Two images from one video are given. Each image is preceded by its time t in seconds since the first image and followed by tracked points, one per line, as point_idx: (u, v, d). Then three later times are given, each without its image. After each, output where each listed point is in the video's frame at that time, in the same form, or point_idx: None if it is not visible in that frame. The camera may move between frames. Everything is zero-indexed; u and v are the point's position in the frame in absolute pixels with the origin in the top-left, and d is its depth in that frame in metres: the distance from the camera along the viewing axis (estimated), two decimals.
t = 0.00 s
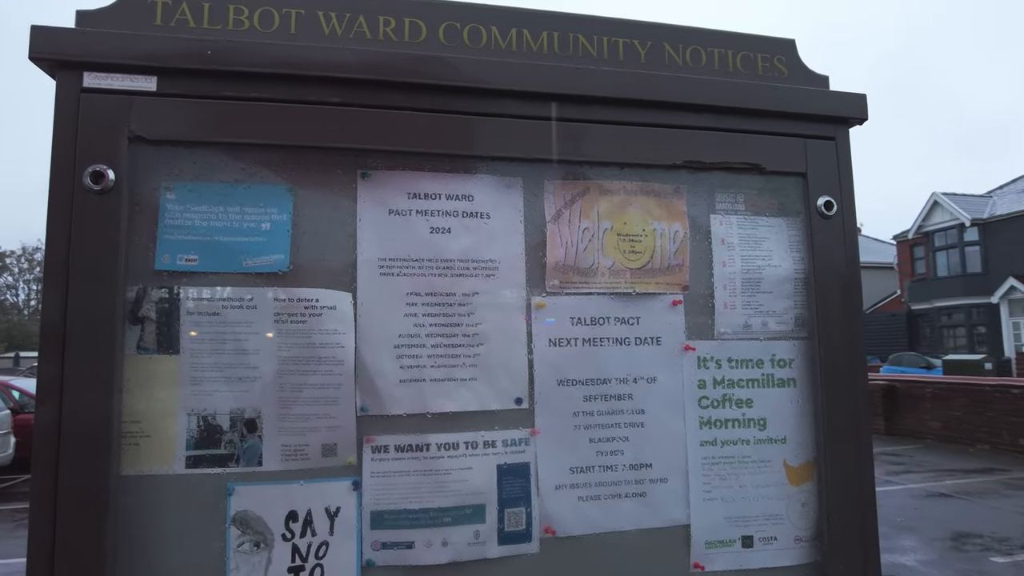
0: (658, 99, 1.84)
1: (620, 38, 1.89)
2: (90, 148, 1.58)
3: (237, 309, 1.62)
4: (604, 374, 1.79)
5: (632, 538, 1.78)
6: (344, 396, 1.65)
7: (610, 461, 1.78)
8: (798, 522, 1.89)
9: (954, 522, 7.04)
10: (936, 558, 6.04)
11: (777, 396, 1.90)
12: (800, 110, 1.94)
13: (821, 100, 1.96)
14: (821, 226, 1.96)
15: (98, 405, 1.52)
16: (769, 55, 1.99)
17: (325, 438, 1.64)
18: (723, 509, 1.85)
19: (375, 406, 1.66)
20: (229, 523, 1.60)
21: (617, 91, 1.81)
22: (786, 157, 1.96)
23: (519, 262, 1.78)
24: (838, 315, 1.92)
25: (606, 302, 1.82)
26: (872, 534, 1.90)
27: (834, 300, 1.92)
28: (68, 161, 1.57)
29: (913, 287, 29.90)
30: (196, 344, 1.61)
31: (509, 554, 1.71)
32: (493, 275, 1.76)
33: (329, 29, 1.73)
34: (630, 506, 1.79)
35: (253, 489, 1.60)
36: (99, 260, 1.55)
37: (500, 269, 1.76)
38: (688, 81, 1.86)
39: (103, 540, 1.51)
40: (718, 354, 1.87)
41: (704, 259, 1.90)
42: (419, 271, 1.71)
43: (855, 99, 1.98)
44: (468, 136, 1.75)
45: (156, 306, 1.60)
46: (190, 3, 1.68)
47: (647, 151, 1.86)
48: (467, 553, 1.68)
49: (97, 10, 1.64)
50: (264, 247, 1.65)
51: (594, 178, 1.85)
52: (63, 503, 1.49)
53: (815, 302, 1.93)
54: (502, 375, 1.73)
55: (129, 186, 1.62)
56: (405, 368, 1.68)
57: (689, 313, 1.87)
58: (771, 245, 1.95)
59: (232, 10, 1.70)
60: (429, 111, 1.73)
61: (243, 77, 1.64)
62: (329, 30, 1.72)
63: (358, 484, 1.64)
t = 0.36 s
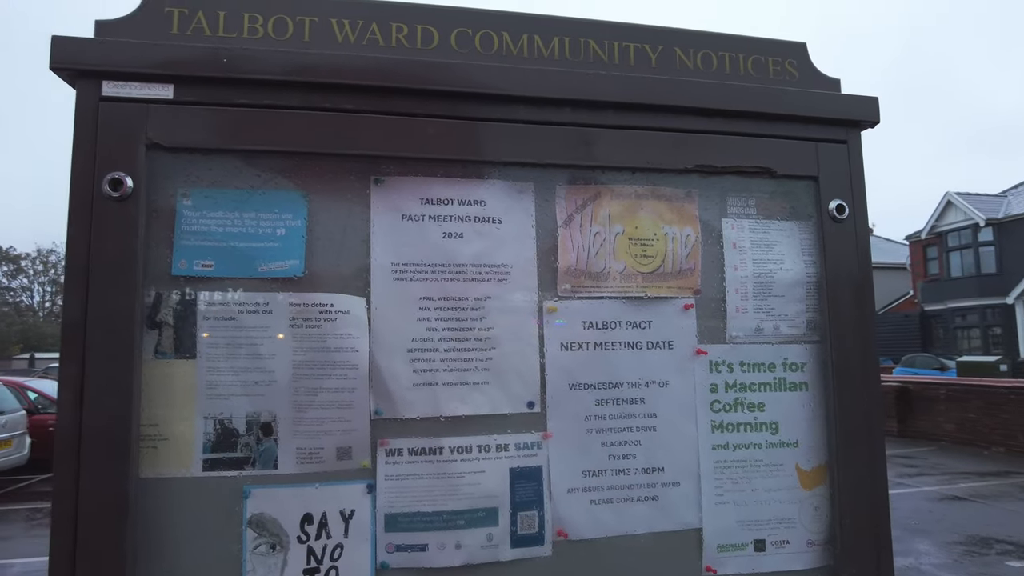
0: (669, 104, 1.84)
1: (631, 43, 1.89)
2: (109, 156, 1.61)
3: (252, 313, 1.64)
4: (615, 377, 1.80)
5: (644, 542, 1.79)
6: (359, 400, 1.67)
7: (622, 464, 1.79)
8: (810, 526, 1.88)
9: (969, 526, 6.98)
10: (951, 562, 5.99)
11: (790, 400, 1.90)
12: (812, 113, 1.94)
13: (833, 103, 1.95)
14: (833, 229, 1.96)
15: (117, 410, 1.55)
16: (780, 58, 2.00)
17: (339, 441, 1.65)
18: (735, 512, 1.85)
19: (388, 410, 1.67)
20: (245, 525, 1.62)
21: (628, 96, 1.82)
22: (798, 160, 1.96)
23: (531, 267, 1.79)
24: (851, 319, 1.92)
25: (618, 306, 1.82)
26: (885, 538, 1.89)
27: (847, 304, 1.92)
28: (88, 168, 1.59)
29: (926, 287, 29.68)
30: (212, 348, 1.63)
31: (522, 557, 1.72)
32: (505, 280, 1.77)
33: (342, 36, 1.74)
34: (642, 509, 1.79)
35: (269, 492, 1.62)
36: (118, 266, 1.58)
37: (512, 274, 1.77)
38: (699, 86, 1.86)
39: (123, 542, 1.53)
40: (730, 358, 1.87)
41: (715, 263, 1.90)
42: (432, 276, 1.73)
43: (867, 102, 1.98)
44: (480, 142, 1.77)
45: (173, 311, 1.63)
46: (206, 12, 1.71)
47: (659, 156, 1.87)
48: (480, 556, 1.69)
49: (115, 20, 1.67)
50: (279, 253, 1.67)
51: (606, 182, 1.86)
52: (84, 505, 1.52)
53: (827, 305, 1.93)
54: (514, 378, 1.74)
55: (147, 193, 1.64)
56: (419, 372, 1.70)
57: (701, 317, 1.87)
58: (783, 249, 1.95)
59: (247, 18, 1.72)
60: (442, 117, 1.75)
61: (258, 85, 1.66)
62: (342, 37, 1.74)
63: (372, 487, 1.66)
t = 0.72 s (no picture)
0: (682, 104, 1.86)
1: (644, 45, 1.91)
2: (132, 157, 1.64)
3: (271, 312, 1.67)
4: (629, 376, 1.81)
5: (657, 539, 1.80)
6: (376, 398, 1.69)
7: (636, 462, 1.80)
8: (824, 524, 1.89)
9: (982, 529, 6.93)
10: (964, 564, 5.96)
11: (803, 398, 1.91)
12: (825, 113, 1.95)
13: (846, 103, 1.96)
14: (846, 229, 1.97)
15: (140, 407, 1.57)
16: (793, 59, 2.01)
17: (357, 438, 1.68)
18: (748, 510, 1.86)
19: (405, 408, 1.70)
20: (265, 521, 1.64)
21: (641, 97, 1.83)
22: (811, 160, 1.97)
23: (546, 266, 1.80)
24: (865, 318, 1.92)
25: (632, 305, 1.84)
26: (900, 537, 1.89)
27: (860, 303, 1.92)
28: (111, 170, 1.62)
29: (937, 287, 29.49)
30: (232, 346, 1.66)
31: (537, 553, 1.73)
32: (520, 279, 1.79)
33: (359, 39, 1.77)
34: (656, 507, 1.81)
35: (288, 488, 1.65)
36: (140, 265, 1.61)
37: (526, 273, 1.79)
38: (712, 86, 1.88)
39: (145, 537, 1.56)
40: (743, 356, 1.88)
41: (729, 262, 1.91)
42: (448, 275, 1.75)
43: (880, 102, 1.99)
44: (495, 143, 1.79)
45: (193, 310, 1.65)
46: (226, 16, 1.74)
47: (672, 156, 1.88)
48: (495, 553, 1.71)
49: (137, 25, 1.70)
50: (298, 253, 1.70)
51: (619, 183, 1.87)
52: (108, 501, 1.55)
53: (840, 304, 1.94)
54: (529, 377, 1.76)
55: (169, 194, 1.67)
56: (435, 370, 1.72)
57: (715, 316, 1.89)
58: (796, 248, 1.97)
59: (265, 22, 1.75)
60: (457, 119, 1.77)
61: (277, 87, 1.69)
62: (359, 40, 1.77)
63: (389, 484, 1.68)
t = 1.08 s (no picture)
0: (694, 102, 1.86)
1: (656, 42, 1.91)
2: (147, 156, 1.65)
3: (286, 310, 1.68)
4: (642, 373, 1.81)
5: (670, 536, 1.80)
6: (390, 395, 1.69)
7: (648, 460, 1.80)
8: (837, 522, 1.89)
9: (991, 529, 6.91)
10: (973, 564, 5.94)
11: (815, 396, 1.91)
12: (837, 111, 1.95)
13: (859, 100, 1.96)
14: (859, 226, 1.96)
15: (155, 404, 1.58)
16: (805, 56, 2.00)
17: (370, 435, 1.68)
18: (761, 508, 1.86)
19: (418, 405, 1.70)
20: (279, 518, 1.65)
21: (653, 94, 1.83)
22: (823, 157, 1.96)
23: (558, 264, 1.81)
24: (878, 316, 1.92)
25: (644, 302, 1.84)
26: (913, 536, 1.89)
27: (873, 301, 1.92)
28: (126, 168, 1.63)
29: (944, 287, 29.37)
30: (247, 344, 1.66)
31: (550, 551, 1.73)
32: (532, 277, 1.79)
33: (371, 38, 1.77)
34: (668, 504, 1.81)
35: (302, 486, 1.65)
36: (155, 264, 1.61)
37: (539, 271, 1.79)
38: (724, 84, 1.88)
39: (160, 534, 1.57)
40: (755, 354, 1.88)
41: (741, 260, 1.91)
42: (460, 273, 1.75)
43: (893, 99, 1.98)
44: (507, 141, 1.79)
45: (208, 308, 1.66)
46: (239, 15, 1.74)
47: (684, 153, 1.88)
48: (508, 550, 1.71)
49: (151, 24, 1.71)
50: (311, 251, 1.70)
51: (631, 180, 1.88)
52: (124, 498, 1.56)
53: (853, 302, 1.93)
54: (541, 375, 1.76)
55: (183, 193, 1.68)
56: (448, 368, 1.72)
57: (727, 314, 1.88)
58: (808, 246, 1.96)
59: (278, 20, 1.75)
60: (469, 117, 1.78)
61: (290, 86, 1.70)
62: (371, 39, 1.77)
63: (403, 481, 1.69)
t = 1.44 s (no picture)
0: (703, 100, 1.87)
1: (664, 41, 1.92)
2: (161, 154, 1.66)
3: (298, 307, 1.69)
4: (651, 370, 1.83)
5: (679, 532, 1.82)
6: (401, 391, 1.71)
7: (657, 456, 1.81)
8: (845, 518, 1.90)
9: (995, 528, 6.90)
10: (978, 564, 5.94)
11: (824, 393, 1.92)
12: (845, 109, 1.96)
13: (866, 98, 1.97)
14: (866, 224, 1.97)
15: (169, 400, 1.60)
16: (813, 55, 2.01)
17: (382, 431, 1.70)
18: (769, 504, 1.87)
19: (430, 401, 1.72)
20: (292, 513, 1.66)
21: (662, 92, 1.84)
22: (831, 155, 1.97)
23: (568, 261, 1.82)
24: (886, 313, 1.92)
25: (653, 299, 1.85)
26: (921, 532, 1.89)
27: (881, 298, 1.93)
28: (140, 166, 1.65)
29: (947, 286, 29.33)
30: (260, 341, 1.68)
31: (560, 546, 1.75)
32: (542, 274, 1.80)
33: (383, 36, 1.79)
34: (677, 500, 1.82)
35: (314, 481, 1.67)
36: (170, 262, 1.63)
37: (548, 268, 1.81)
38: (733, 82, 1.89)
39: (175, 529, 1.58)
40: (764, 351, 1.89)
41: (749, 257, 1.92)
42: (471, 270, 1.77)
43: (900, 97, 1.99)
44: (517, 139, 1.80)
45: (221, 305, 1.68)
46: (252, 14, 1.76)
47: (692, 151, 1.89)
48: (519, 545, 1.73)
49: (165, 23, 1.72)
50: (324, 248, 1.72)
51: (640, 178, 1.89)
52: (140, 494, 1.57)
53: (861, 299, 1.94)
54: (551, 371, 1.78)
55: (196, 191, 1.70)
56: (459, 364, 1.74)
57: (735, 311, 1.89)
58: (816, 243, 1.97)
59: (290, 19, 1.77)
60: (480, 115, 1.79)
61: (303, 85, 1.71)
62: (383, 37, 1.79)
63: (414, 476, 1.70)
